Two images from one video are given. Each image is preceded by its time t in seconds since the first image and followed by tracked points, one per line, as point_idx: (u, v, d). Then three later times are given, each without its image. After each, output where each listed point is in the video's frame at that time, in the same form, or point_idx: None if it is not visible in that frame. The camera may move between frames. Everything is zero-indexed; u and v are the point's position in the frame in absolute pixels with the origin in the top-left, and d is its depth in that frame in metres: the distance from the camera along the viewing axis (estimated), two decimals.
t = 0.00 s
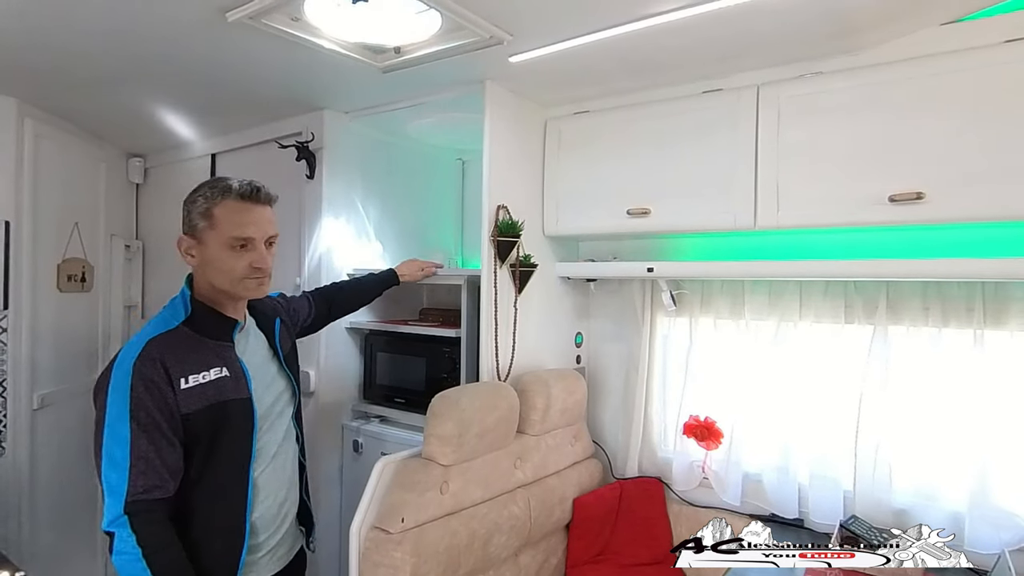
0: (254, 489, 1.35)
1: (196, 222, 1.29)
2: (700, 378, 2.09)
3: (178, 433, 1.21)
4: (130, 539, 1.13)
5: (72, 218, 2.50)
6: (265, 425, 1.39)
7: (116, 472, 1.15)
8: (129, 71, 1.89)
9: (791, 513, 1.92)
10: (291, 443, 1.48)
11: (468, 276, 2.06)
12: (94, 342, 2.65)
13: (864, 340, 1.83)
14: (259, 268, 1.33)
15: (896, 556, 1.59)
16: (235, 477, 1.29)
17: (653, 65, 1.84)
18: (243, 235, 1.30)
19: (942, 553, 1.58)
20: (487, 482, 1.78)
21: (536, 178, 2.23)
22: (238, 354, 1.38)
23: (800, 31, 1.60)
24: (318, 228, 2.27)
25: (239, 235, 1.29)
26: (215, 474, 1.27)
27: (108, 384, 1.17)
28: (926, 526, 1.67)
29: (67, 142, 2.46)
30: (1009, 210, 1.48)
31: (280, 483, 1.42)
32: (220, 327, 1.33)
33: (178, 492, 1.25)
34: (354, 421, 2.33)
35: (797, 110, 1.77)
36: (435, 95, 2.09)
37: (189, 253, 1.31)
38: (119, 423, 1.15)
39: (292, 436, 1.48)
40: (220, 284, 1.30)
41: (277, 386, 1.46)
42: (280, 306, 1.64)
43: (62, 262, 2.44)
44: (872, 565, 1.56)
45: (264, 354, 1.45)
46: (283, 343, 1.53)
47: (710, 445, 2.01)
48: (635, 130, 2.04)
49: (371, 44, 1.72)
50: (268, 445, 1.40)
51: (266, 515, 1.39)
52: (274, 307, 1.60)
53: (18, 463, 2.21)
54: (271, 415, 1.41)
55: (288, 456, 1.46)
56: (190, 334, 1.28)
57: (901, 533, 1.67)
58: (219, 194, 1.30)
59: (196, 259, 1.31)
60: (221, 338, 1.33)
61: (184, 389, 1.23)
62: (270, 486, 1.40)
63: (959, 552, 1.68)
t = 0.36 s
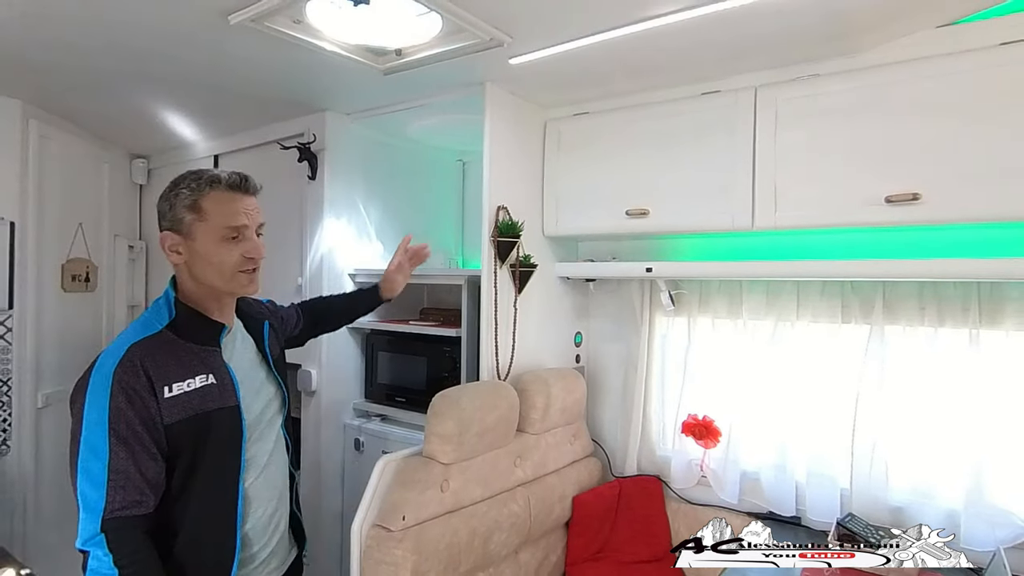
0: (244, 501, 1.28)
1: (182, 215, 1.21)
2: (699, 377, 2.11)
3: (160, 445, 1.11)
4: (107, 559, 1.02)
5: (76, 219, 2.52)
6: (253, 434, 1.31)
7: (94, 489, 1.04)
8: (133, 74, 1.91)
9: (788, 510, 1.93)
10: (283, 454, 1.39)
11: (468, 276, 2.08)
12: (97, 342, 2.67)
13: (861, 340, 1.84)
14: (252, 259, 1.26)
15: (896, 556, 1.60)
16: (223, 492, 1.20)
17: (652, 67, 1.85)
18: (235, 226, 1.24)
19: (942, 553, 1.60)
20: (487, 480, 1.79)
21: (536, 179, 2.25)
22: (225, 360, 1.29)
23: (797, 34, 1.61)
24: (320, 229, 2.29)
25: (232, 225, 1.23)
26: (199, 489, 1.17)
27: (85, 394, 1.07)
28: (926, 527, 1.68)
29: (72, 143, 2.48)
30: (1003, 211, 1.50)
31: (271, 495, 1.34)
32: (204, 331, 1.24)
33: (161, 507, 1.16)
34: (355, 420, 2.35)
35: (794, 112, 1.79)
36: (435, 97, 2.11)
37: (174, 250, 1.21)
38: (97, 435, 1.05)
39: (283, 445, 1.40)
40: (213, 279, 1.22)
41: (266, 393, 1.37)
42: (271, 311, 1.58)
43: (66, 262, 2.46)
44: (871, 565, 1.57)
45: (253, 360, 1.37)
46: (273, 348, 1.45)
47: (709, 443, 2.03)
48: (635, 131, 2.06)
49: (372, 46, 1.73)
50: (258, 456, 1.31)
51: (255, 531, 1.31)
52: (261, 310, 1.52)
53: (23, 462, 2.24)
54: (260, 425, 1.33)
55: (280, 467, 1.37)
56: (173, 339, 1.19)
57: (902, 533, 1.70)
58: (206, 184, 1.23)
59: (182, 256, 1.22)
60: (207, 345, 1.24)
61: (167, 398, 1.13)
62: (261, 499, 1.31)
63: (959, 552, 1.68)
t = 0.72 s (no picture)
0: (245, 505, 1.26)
1: (216, 203, 1.21)
2: (698, 377, 2.13)
3: (155, 450, 1.09)
4: (101, 569, 1.00)
5: (79, 219, 2.54)
6: (253, 437, 1.29)
7: (87, 496, 1.01)
8: (136, 75, 1.93)
9: (786, 508, 1.95)
10: (281, 457, 1.36)
11: (468, 276, 2.09)
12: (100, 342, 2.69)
13: (858, 340, 1.86)
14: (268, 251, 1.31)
15: (896, 556, 1.58)
16: (221, 496, 1.17)
17: (651, 69, 1.87)
18: (259, 218, 1.28)
19: (942, 553, 1.57)
20: (487, 478, 1.81)
21: (536, 180, 2.26)
22: (221, 361, 1.26)
23: (795, 36, 1.63)
24: (322, 229, 2.31)
25: (259, 216, 1.28)
26: (197, 495, 1.14)
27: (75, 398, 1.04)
28: (927, 527, 1.67)
29: (75, 144, 2.50)
30: (998, 211, 1.52)
31: (271, 499, 1.31)
32: (198, 331, 1.21)
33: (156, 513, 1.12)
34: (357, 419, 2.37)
35: (792, 113, 1.80)
36: (435, 98, 2.12)
37: (205, 236, 1.19)
38: (90, 441, 1.02)
39: (281, 448, 1.37)
40: (243, 266, 1.24)
41: (265, 397, 1.34)
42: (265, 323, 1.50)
43: (69, 262, 2.47)
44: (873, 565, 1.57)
45: (249, 361, 1.34)
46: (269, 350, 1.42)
47: (707, 442, 2.05)
48: (634, 132, 2.07)
49: (373, 48, 1.75)
50: (257, 459, 1.29)
51: (256, 536, 1.28)
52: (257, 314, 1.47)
53: (27, 460, 2.26)
54: (258, 427, 1.30)
55: (280, 470, 1.35)
56: (166, 341, 1.16)
57: (902, 534, 1.68)
58: (227, 179, 1.27)
59: (214, 244, 1.20)
60: (201, 345, 1.21)
61: (162, 401, 1.10)
62: (261, 503, 1.29)
63: (959, 552, 1.69)
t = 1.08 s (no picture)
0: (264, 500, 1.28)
1: (214, 203, 1.22)
2: (696, 376, 2.14)
3: (180, 447, 1.11)
4: (135, 567, 1.03)
5: (84, 220, 2.55)
6: (267, 432, 1.30)
7: (118, 495, 1.04)
8: (140, 78, 1.94)
9: (783, 506, 1.96)
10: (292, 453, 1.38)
11: (468, 276, 2.11)
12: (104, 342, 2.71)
13: (855, 339, 1.88)
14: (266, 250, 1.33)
15: (896, 556, 1.58)
16: (245, 491, 1.18)
17: (650, 71, 1.88)
18: (256, 217, 1.30)
19: (943, 553, 1.57)
20: (488, 477, 1.82)
21: (536, 180, 2.28)
22: (234, 358, 1.27)
23: (793, 38, 1.64)
24: (324, 230, 2.32)
25: (256, 216, 1.29)
26: (222, 491, 1.15)
27: (101, 399, 1.07)
28: (927, 527, 1.69)
29: (79, 145, 2.51)
30: (991, 212, 1.53)
31: (285, 494, 1.34)
32: (211, 329, 1.23)
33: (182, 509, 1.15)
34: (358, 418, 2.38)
35: (790, 115, 1.82)
36: (437, 100, 2.14)
37: (205, 236, 1.21)
38: (120, 440, 1.06)
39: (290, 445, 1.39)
40: (244, 264, 1.26)
41: (270, 396, 1.34)
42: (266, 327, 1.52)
43: (74, 263, 2.49)
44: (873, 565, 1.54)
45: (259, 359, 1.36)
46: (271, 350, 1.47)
47: (705, 441, 2.05)
48: (633, 133, 2.09)
49: (374, 51, 1.77)
50: (272, 454, 1.30)
51: (273, 531, 1.30)
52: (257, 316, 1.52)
53: (32, 459, 2.28)
54: (272, 423, 1.32)
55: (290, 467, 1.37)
56: (185, 339, 1.18)
57: (903, 534, 1.71)
58: (223, 180, 1.28)
59: (214, 244, 1.22)
60: (216, 343, 1.23)
61: (186, 399, 1.12)
62: (277, 497, 1.31)
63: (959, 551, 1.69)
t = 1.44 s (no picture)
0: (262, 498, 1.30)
1: (233, 207, 1.25)
2: (695, 375, 2.16)
3: (180, 443, 1.13)
4: (144, 558, 1.04)
5: (88, 220, 2.57)
6: (267, 433, 1.32)
7: (124, 488, 1.04)
8: (144, 80, 1.96)
9: (781, 505, 1.98)
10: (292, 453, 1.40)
11: (468, 276, 2.12)
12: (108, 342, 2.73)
13: (852, 339, 1.89)
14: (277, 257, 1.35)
15: (896, 556, 1.60)
16: (242, 489, 1.20)
17: (649, 73, 1.90)
18: (272, 224, 1.32)
19: (942, 553, 1.58)
20: (488, 475, 1.84)
21: (536, 181, 2.30)
22: (234, 358, 1.29)
23: (789, 41, 1.66)
24: (325, 230, 2.34)
25: (272, 223, 1.32)
26: (218, 488, 1.17)
27: (103, 394, 1.07)
28: (927, 527, 1.69)
29: (83, 146, 2.53)
30: (985, 212, 1.55)
31: (284, 494, 1.35)
32: (214, 328, 1.25)
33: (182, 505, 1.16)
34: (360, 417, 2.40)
35: (787, 117, 1.84)
36: (437, 102, 2.16)
37: (220, 237, 1.23)
38: (124, 435, 1.06)
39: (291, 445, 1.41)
40: (254, 269, 1.28)
41: (275, 395, 1.37)
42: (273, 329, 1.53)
43: (78, 263, 2.51)
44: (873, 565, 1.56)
45: (260, 360, 1.38)
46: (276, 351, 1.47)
47: (704, 440, 2.07)
48: (632, 135, 2.10)
49: (376, 53, 1.79)
50: (271, 454, 1.32)
51: (270, 529, 1.32)
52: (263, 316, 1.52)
53: (36, 458, 2.30)
54: (272, 424, 1.34)
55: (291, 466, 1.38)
56: (186, 338, 1.20)
57: (903, 534, 1.71)
58: (245, 185, 1.31)
59: (227, 245, 1.24)
60: (218, 343, 1.25)
61: (185, 397, 1.14)
62: (276, 495, 1.33)
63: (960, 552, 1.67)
